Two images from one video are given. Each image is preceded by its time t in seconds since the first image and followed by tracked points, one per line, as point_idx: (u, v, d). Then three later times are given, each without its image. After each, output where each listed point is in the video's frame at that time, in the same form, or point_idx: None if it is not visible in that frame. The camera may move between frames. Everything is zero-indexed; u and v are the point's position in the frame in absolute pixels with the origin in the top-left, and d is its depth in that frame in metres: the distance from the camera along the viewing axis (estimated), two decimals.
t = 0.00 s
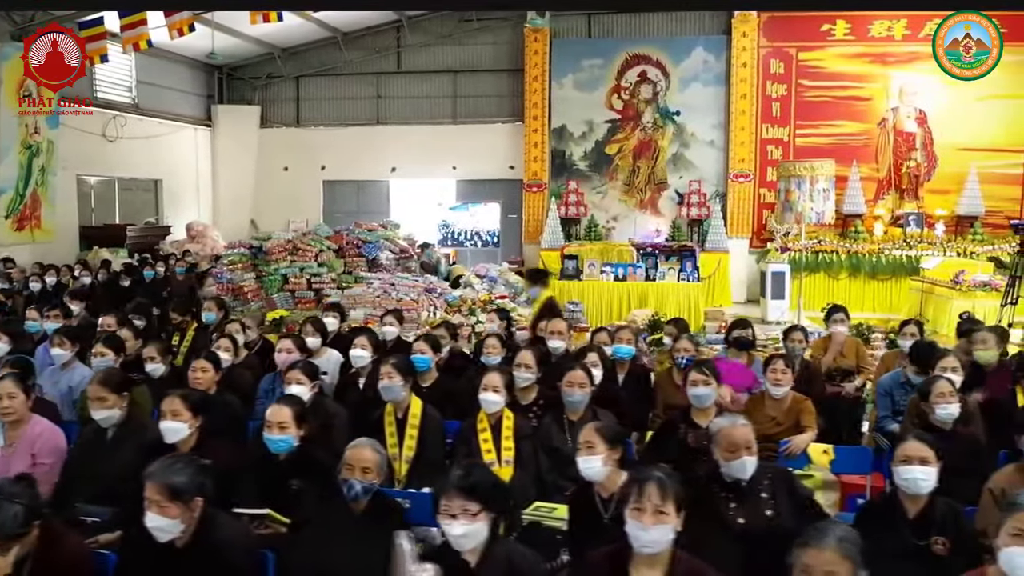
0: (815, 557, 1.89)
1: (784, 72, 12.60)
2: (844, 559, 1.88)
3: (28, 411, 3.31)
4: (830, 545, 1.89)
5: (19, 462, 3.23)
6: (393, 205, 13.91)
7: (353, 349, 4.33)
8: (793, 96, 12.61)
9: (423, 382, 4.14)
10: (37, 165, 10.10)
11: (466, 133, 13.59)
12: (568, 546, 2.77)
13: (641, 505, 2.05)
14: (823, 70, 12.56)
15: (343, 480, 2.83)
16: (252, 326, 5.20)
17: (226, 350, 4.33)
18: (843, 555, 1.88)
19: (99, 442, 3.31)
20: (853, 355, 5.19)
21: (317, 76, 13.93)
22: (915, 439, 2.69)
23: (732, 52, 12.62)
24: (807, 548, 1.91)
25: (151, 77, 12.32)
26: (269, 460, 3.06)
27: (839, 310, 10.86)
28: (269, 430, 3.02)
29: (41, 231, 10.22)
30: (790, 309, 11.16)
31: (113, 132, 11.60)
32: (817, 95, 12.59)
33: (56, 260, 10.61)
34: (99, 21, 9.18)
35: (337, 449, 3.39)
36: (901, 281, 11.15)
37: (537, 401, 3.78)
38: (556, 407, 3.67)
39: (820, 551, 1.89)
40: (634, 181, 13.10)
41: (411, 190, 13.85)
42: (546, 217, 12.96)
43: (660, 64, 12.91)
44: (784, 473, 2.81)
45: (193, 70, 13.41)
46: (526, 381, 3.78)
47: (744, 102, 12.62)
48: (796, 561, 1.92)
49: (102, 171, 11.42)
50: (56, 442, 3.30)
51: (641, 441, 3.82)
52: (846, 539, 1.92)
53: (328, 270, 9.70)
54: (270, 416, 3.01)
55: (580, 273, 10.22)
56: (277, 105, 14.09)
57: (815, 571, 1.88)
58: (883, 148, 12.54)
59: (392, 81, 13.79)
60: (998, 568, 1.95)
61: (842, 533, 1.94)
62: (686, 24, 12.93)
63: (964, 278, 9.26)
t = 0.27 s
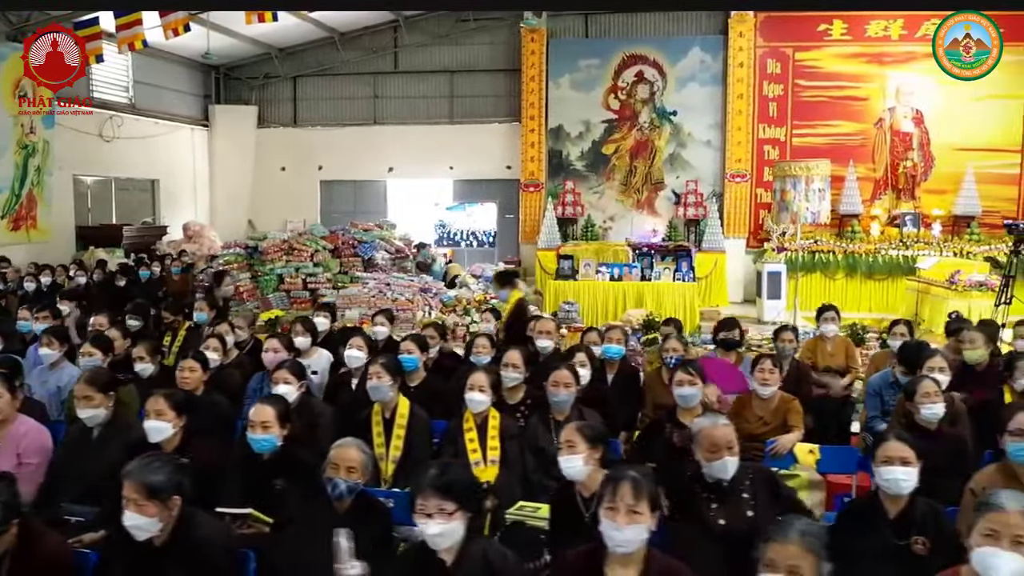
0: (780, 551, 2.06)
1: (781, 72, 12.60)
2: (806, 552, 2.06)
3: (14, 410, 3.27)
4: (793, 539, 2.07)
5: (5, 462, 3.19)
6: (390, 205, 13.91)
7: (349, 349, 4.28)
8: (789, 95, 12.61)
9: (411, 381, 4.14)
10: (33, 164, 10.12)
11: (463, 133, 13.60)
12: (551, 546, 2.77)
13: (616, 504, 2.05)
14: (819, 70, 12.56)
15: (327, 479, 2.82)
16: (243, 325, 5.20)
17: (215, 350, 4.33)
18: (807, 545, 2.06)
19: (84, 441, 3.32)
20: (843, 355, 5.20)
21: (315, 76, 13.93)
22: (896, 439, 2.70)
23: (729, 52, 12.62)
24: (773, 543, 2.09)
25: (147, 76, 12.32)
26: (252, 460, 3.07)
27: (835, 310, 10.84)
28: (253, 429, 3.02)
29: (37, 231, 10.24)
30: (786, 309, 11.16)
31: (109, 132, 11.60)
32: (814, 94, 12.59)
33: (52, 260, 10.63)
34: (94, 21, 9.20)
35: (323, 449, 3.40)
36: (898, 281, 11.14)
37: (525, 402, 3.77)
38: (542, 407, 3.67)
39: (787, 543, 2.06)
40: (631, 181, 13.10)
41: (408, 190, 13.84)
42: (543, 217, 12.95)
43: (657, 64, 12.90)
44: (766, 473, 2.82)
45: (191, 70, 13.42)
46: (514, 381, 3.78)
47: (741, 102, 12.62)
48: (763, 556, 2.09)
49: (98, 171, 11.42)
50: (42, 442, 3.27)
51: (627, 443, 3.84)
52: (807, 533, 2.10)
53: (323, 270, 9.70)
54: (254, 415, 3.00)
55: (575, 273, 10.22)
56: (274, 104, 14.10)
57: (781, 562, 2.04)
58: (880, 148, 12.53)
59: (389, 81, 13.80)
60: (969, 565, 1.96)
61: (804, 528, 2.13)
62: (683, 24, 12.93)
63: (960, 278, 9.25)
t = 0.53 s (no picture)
0: (759, 539, 2.08)
1: (778, 72, 12.60)
2: (785, 540, 2.08)
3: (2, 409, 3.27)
4: (772, 528, 2.09)
5: None
6: (387, 205, 13.91)
7: (345, 351, 4.22)
8: (787, 96, 12.62)
9: (402, 381, 4.15)
10: (30, 164, 10.12)
11: (460, 133, 13.60)
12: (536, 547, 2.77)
13: (593, 508, 2.05)
14: (817, 70, 12.56)
15: (314, 478, 2.80)
16: (235, 325, 5.21)
17: (206, 349, 4.33)
18: (784, 537, 2.09)
19: (72, 441, 3.32)
20: (833, 355, 5.23)
21: (312, 76, 13.94)
22: (881, 439, 2.70)
23: (726, 51, 12.62)
24: (751, 532, 2.11)
25: (145, 77, 12.32)
26: (238, 460, 3.08)
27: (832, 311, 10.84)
28: (240, 429, 3.02)
29: (33, 231, 10.25)
30: (783, 309, 11.15)
31: (106, 132, 11.60)
32: (811, 94, 12.59)
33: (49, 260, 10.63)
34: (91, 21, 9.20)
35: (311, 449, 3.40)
36: (895, 282, 11.13)
37: (514, 402, 3.77)
38: (530, 407, 3.67)
39: (764, 533, 2.09)
40: (628, 181, 13.10)
41: (406, 190, 13.85)
42: (540, 217, 12.96)
43: (654, 64, 12.90)
44: (751, 474, 2.82)
45: (188, 70, 13.42)
46: (503, 381, 3.77)
47: (738, 102, 12.62)
48: (741, 544, 2.13)
49: (95, 171, 11.42)
50: (31, 442, 3.27)
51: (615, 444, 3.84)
52: (786, 521, 2.13)
53: (320, 270, 9.70)
54: (241, 415, 3.01)
55: (571, 273, 10.22)
56: (271, 105, 14.10)
57: (758, 552, 2.08)
58: (877, 148, 12.54)
59: (386, 81, 13.80)
60: (947, 566, 1.97)
61: (783, 516, 2.15)
62: (681, 23, 12.92)
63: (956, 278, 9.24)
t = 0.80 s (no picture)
0: (742, 534, 2.10)
1: (776, 72, 12.60)
2: (768, 533, 2.10)
3: None
4: (756, 521, 2.11)
5: None
6: (385, 205, 13.92)
7: (340, 353, 4.19)
8: (785, 96, 12.62)
9: (396, 381, 4.15)
10: (27, 164, 10.13)
11: (458, 133, 13.61)
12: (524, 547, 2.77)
13: (576, 515, 2.05)
14: (814, 70, 12.56)
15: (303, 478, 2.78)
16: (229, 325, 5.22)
17: (198, 349, 4.33)
18: (768, 530, 2.11)
19: (62, 441, 3.33)
20: (823, 354, 5.28)
21: (310, 76, 13.94)
22: (868, 440, 2.70)
23: (724, 51, 12.61)
24: (735, 526, 2.12)
25: (142, 77, 12.32)
26: (228, 460, 3.08)
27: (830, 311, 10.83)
28: (229, 429, 3.02)
29: (30, 231, 10.27)
30: (780, 309, 11.15)
31: (104, 132, 11.61)
32: (809, 94, 12.59)
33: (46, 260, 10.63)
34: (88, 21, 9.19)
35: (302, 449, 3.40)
36: (893, 282, 11.12)
37: (505, 401, 3.77)
38: (521, 408, 3.67)
39: (748, 527, 2.10)
40: (626, 181, 13.10)
41: (404, 190, 13.86)
42: (538, 217, 12.97)
43: (652, 64, 12.90)
44: (740, 474, 2.82)
45: (186, 70, 13.42)
46: (495, 381, 3.77)
47: (736, 102, 12.62)
48: (726, 539, 2.13)
49: (93, 171, 11.43)
50: (21, 441, 3.27)
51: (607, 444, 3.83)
52: (770, 515, 2.14)
53: (317, 270, 9.70)
54: (230, 415, 3.01)
55: (569, 273, 10.23)
56: (270, 105, 14.11)
57: (743, 545, 2.09)
58: (874, 148, 12.54)
59: (384, 81, 13.80)
60: (928, 565, 1.99)
61: (768, 511, 2.16)
62: (678, 23, 12.92)
63: (953, 278, 9.22)
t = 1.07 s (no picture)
0: (723, 537, 2.10)
1: (773, 72, 12.59)
2: (748, 537, 2.10)
3: None
4: (736, 526, 2.11)
5: None
6: (383, 206, 13.93)
7: (332, 353, 4.20)
8: (782, 96, 12.61)
9: (386, 381, 4.15)
10: (23, 165, 10.13)
11: (456, 133, 13.61)
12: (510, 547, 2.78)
13: (555, 521, 2.05)
14: (812, 70, 12.56)
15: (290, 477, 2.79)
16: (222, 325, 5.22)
17: (189, 350, 4.34)
18: (748, 534, 2.11)
19: (50, 442, 3.33)
20: (813, 355, 5.31)
21: (308, 77, 13.95)
22: (853, 442, 2.70)
23: (721, 52, 12.61)
24: (716, 530, 2.12)
25: (140, 77, 12.33)
26: (214, 461, 3.09)
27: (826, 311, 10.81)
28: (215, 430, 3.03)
29: (26, 231, 10.28)
30: (776, 309, 11.13)
31: (101, 133, 11.61)
32: (806, 95, 12.59)
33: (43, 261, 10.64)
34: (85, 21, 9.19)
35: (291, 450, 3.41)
36: (890, 282, 11.10)
37: (494, 401, 3.77)
38: (509, 408, 3.68)
39: (729, 531, 2.10)
40: (624, 181, 13.10)
41: (402, 190, 13.86)
42: (535, 217, 12.97)
43: (649, 64, 12.90)
44: (725, 477, 2.82)
45: (184, 70, 13.42)
46: (484, 381, 3.77)
47: (734, 102, 12.62)
48: (706, 543, 2.13)
49: (90, 172, 11.43)
50: (9, 442, 3.28)
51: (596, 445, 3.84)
52: (749, 519, 2.14)
53: (313, 270, 9.68)
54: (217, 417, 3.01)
55: (565, 273, 10.23)
56: (267, 105, 14.12)
57: (723, 550, 2.08)
58: (872, 148, 12.54)
59: (382, 82, 13.81)
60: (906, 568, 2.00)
61: (747, 515, 2.16)
62: (676, 24, 12.92)
63: (950, 279, 9.21)
